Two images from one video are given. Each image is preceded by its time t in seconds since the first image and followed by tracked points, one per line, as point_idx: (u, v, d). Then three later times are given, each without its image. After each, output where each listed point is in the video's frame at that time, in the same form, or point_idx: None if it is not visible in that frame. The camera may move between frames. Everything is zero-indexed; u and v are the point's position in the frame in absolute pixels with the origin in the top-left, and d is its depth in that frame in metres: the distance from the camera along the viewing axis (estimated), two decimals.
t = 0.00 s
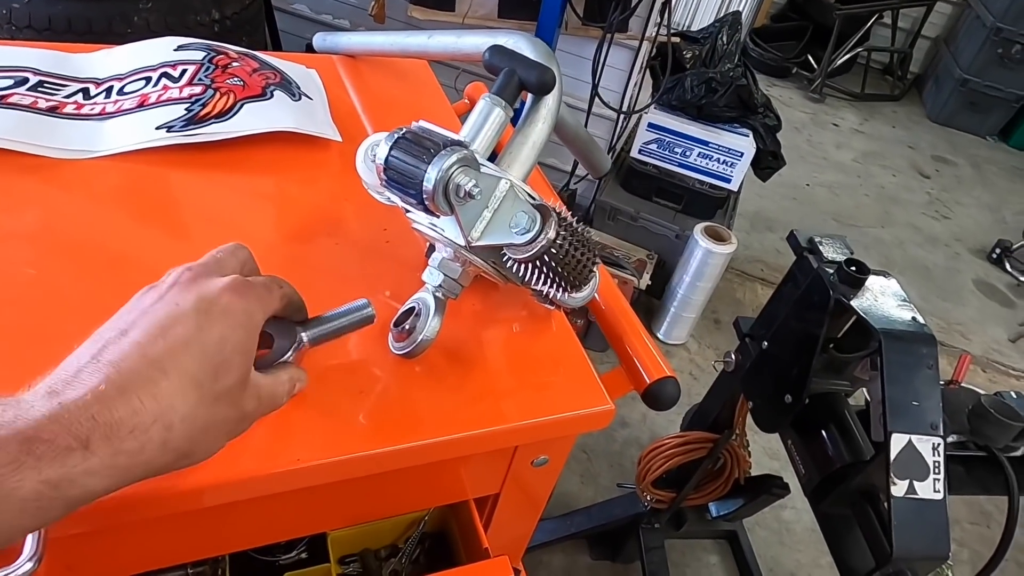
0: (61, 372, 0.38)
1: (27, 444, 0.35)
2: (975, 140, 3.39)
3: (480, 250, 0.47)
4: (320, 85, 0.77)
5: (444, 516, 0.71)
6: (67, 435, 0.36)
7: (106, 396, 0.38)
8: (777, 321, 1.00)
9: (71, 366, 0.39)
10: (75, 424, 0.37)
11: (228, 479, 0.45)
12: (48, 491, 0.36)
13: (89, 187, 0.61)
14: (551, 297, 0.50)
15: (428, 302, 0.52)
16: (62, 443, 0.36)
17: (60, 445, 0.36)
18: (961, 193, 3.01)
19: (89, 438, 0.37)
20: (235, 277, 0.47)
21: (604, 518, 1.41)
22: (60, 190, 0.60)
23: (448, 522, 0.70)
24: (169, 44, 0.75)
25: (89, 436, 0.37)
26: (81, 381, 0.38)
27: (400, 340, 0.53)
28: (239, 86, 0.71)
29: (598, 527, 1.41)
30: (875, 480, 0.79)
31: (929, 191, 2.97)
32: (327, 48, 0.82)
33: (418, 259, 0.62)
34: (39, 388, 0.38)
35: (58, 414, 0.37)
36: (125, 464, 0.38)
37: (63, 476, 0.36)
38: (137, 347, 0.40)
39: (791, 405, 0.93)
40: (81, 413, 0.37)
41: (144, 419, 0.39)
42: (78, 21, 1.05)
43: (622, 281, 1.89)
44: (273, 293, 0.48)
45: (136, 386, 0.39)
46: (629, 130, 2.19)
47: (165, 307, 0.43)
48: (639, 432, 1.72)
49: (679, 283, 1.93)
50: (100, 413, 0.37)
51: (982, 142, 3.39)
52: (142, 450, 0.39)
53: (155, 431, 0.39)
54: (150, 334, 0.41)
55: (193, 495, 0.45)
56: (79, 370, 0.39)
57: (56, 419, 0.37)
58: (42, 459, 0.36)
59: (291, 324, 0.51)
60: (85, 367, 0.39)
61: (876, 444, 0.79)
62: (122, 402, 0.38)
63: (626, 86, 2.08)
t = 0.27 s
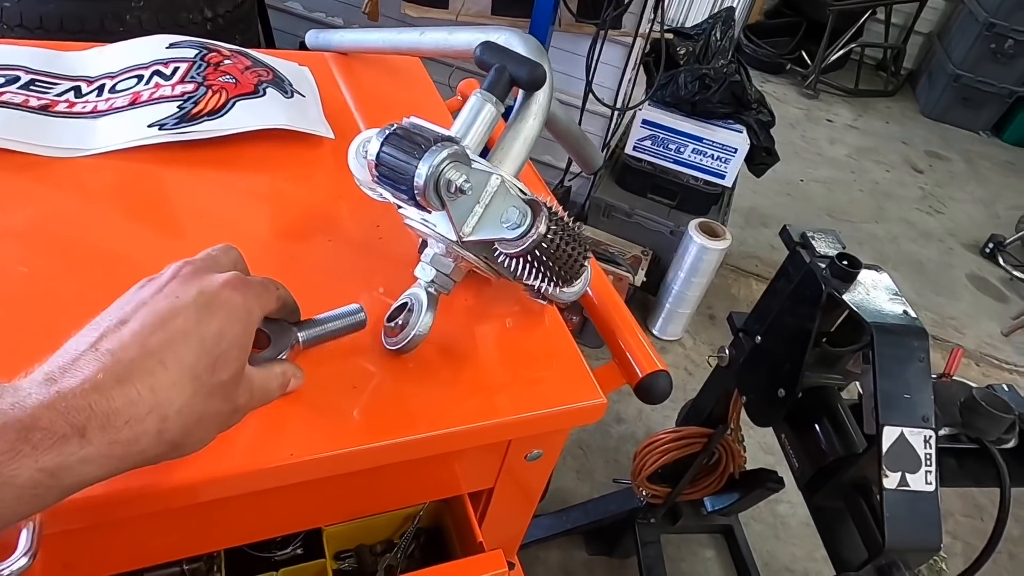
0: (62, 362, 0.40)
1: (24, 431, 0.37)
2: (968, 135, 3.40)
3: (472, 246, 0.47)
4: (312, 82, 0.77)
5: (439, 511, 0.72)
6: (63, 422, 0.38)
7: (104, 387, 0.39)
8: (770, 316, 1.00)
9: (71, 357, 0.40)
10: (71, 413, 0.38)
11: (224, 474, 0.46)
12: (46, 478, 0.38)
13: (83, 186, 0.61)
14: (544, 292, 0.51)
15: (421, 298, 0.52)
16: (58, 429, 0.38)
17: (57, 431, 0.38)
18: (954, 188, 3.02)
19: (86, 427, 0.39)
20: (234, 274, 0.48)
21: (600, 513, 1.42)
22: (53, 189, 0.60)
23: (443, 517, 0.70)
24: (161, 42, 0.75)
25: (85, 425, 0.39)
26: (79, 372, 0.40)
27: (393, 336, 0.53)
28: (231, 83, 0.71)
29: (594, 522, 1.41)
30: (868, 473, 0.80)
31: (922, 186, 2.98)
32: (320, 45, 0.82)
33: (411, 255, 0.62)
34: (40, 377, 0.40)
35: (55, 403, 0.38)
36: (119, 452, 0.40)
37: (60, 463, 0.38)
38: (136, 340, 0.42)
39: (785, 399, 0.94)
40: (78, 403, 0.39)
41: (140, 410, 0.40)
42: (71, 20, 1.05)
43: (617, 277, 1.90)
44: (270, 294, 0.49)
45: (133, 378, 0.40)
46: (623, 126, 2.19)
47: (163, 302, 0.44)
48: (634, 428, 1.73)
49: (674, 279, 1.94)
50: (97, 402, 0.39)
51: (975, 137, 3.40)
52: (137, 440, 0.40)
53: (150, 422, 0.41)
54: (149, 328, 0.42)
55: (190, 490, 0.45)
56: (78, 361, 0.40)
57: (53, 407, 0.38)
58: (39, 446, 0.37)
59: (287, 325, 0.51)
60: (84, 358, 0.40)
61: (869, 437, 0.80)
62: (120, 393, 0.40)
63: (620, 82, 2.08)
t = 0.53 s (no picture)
0: (47, 357, 0.40)
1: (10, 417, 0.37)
2: (962, 131, 3.41)
3: (465, 243, 0.47)
4: (305, 81, 0.77)
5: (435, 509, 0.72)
6: (48, 411, 0.38)
7: (88, 376, 0.40)
8: (765, 312, 1.00)
9: (56, 353, 0.41)
10: (57, 402, 0.38)
11: (220, 473, 0.46)
12: (34, 465, 0.37)
13: (77, 186, 0.60)
14: (537, 289, 0.51)
15: (416, 296, 0.53)
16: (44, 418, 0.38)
17: (43, 420, 0.38)
18: (948, 184, 3.03)
19: (71, 415, 0.39)
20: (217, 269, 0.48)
21: (597, 510, 1.42)
22: (45, 188, 0.60)
23: (439, 515, 0.71)
24: (154, 41, 0.74)
25: (70, 413, 0.39)
26: (63, 364, 0.40)
27: (386, 334, 0.53)
28: (224, 82, 0.71)
29: (591, 520, 1.42)
30: (862, 468, 0.80)
31: (916, 182, 2.99)
32: (313, 44, 0.82)
33: (405, 253, 0.62)
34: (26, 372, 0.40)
35: (40, 393, 0.38)
36: (105, 441, 0.40)
37: (47, 450, 0.38)
38: (120, 332, 0.42)
39: (780, 395, 0.94)
40: (63, 392, 0.39)
41: (124, 398, 0.40)
42: (63, 20, 1.05)
43: (613, 274, 1.90)
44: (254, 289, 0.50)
45: (117, 368, 0.40)
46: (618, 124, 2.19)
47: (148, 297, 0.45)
48: (631, 425, 1.73)
49: (669, 276, 1.94)
50: (81, 392, 0.39)
51: (969, 133, 3.41)
52: (123, 428, 0.40)
53: (137, 409, 0.41)
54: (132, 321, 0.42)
55: (187, 490, 0.45)
56: (63, 354, 0.40)
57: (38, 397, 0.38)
58: (27, 434, 0.37)
59: (278, 326, 0.52)
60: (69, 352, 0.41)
61: (863, 432, 0.80)
62: (104, 381, 0.40)
63: (614, 80, 2.08)
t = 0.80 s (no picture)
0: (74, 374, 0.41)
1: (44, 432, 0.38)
2: (956, 128, 3.42)
3: (456, 244, 0.47)
4: (297, 82, 0.77)
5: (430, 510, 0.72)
6: (82, 421, 0.39)
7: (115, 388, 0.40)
8: (760, 310, 1.01)
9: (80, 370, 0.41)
10: (88, 414, 0.39)
11: (217, 475, 0.46)
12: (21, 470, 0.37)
13: (67, 187, 0.60)
14: (529, 290, 0.51)
15: (407, 297, 0.52)
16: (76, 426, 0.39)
17: (78, 431, 0.38)
18: (942, 180, 3.03)
19: (104, 424, 0.39)
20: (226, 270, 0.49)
21: (593, 509, 1.42)
22: (36, 190, 0.59)
23: (433, 516, 0.71)
24: (144, 42, 0.74)
25: (102, 423, 0.39)
26: (89, 380, 0.40)
27: (379, 336, 0.53)
28: (215, 84, 0.71)
29: (587, 518, 1.42)
30: (857, 465, 0.80)
31: (911, 179, 3.00)
32: (305, 44, 0.81)
33: (397, 253, 0.62)
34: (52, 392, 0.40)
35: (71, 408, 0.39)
36: (140, 447, 0.40)
37: (86, 460, 0.38)
38: (139, 343, 0.42)
39: (774, 392, 0.94)
40: (93, 406, 0.39)
41: (151, 403, 0.41)
42: (54, 21, 1.04)
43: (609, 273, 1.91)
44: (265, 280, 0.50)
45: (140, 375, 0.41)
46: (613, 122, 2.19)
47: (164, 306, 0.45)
48: (628, 423, 1.73)
49: (665, 274, 1.94)
50: (110, 403, 0.40)
51: (963, 130, 3.42)
52: (155, 433, 0.41)
53: (165, 414, 0.41)
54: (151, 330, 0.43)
55: (184, 493, 0.45)
56: (89, 369, 0.41)
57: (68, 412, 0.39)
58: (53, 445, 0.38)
59: (300, 314, 0.52)
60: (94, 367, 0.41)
61: (857, 429, 0.80)
62: (131, 390, 0.40)
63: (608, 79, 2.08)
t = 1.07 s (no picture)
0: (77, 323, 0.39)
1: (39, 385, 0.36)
2: (949, 125, 3.42)
3: (435, 243, 0.47)
4: (282, 80, 0.77)
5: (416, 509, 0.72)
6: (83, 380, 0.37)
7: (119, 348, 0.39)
8: (749, 308, 1.00)
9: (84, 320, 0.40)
10: (89, 373, 0.38)
11: (198, 474, 0.45)
12: None
13: (49, 186, 0.60)
14: (511, 289, 0.51)
15: (388, 296, 0.52)
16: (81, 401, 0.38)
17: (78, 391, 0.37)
18: (936, 177, 3.04)
19: (108, 382, 0.38)
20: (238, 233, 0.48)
21: (587, 507, 1.42)
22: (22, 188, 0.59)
23: (419, 515, 0.71)
24: (127, 41, 0.74)
25: (105, 384, 0.38)
26: (95, 332, 0.39)
27: (360, 336, 0.53)
28: (198, 83, 0.71)
29: (580, 516, 1.42)
30: (846, 461, 0.80)
31: (905, 175, 3.00)
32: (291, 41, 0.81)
33: (381, 252, 0.62)
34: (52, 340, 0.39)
35: (73, 362, 0.38)
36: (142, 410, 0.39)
37: (82, 423, 0.37)
38: (146, 298, 0.41)
39: (764, 389, 0.94)
40: (93, 364, 0.38)
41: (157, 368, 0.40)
42: (42, 20, 1.04)
43: (602, 271, 1.91)
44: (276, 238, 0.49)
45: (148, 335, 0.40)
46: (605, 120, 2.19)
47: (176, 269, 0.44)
48: (621, 421, 1.73)
49: (658, 272, 1.94)
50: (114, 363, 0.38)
51: (957, 126, 3.43)
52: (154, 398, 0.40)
53: (176, 374, 0.40)
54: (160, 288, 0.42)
55: (165, 492, 0.45)
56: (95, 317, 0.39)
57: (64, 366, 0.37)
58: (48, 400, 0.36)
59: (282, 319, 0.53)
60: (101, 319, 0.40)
61: (846, 426, 0.80)
62: (140, 347, 0.39)
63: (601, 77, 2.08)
